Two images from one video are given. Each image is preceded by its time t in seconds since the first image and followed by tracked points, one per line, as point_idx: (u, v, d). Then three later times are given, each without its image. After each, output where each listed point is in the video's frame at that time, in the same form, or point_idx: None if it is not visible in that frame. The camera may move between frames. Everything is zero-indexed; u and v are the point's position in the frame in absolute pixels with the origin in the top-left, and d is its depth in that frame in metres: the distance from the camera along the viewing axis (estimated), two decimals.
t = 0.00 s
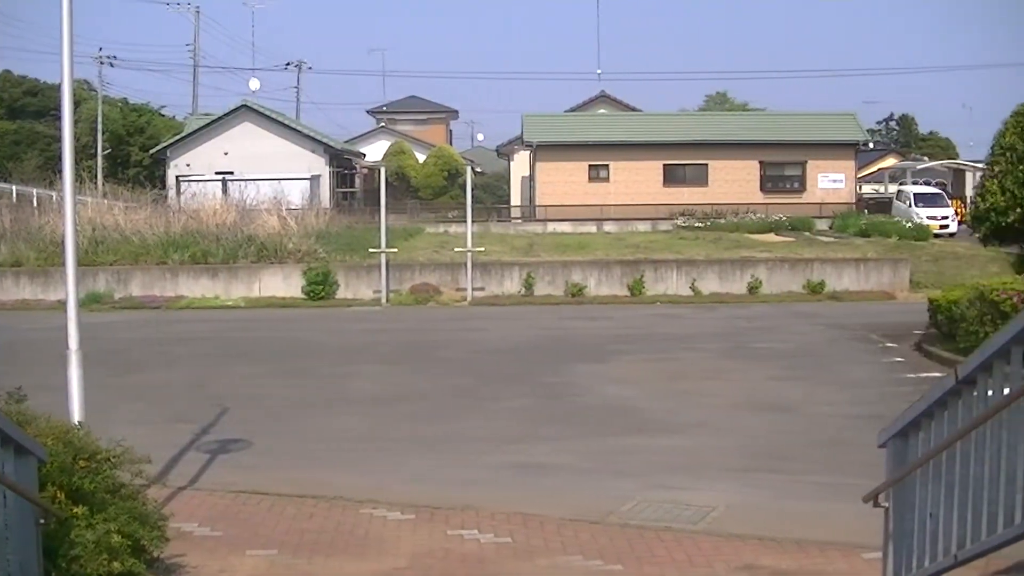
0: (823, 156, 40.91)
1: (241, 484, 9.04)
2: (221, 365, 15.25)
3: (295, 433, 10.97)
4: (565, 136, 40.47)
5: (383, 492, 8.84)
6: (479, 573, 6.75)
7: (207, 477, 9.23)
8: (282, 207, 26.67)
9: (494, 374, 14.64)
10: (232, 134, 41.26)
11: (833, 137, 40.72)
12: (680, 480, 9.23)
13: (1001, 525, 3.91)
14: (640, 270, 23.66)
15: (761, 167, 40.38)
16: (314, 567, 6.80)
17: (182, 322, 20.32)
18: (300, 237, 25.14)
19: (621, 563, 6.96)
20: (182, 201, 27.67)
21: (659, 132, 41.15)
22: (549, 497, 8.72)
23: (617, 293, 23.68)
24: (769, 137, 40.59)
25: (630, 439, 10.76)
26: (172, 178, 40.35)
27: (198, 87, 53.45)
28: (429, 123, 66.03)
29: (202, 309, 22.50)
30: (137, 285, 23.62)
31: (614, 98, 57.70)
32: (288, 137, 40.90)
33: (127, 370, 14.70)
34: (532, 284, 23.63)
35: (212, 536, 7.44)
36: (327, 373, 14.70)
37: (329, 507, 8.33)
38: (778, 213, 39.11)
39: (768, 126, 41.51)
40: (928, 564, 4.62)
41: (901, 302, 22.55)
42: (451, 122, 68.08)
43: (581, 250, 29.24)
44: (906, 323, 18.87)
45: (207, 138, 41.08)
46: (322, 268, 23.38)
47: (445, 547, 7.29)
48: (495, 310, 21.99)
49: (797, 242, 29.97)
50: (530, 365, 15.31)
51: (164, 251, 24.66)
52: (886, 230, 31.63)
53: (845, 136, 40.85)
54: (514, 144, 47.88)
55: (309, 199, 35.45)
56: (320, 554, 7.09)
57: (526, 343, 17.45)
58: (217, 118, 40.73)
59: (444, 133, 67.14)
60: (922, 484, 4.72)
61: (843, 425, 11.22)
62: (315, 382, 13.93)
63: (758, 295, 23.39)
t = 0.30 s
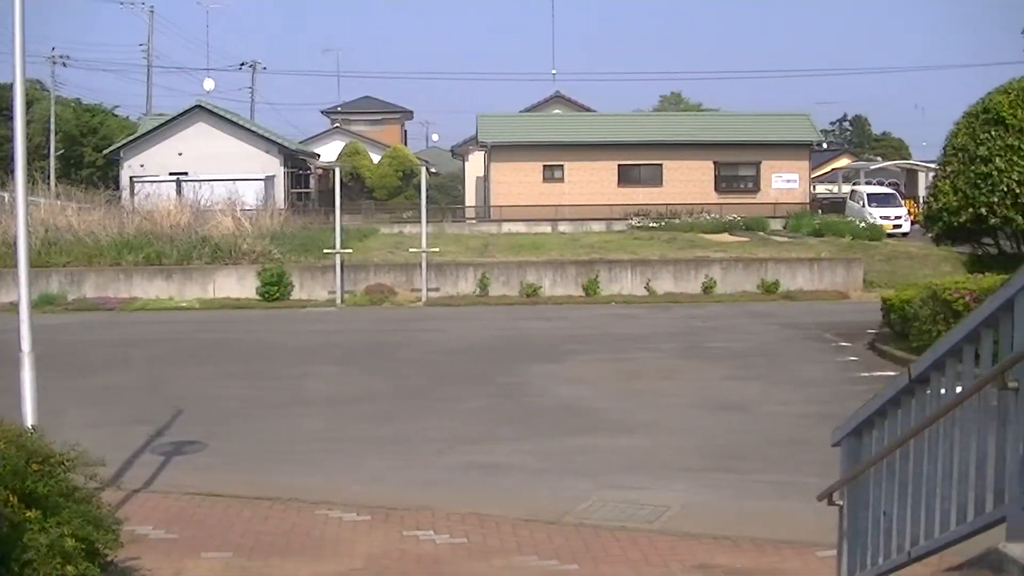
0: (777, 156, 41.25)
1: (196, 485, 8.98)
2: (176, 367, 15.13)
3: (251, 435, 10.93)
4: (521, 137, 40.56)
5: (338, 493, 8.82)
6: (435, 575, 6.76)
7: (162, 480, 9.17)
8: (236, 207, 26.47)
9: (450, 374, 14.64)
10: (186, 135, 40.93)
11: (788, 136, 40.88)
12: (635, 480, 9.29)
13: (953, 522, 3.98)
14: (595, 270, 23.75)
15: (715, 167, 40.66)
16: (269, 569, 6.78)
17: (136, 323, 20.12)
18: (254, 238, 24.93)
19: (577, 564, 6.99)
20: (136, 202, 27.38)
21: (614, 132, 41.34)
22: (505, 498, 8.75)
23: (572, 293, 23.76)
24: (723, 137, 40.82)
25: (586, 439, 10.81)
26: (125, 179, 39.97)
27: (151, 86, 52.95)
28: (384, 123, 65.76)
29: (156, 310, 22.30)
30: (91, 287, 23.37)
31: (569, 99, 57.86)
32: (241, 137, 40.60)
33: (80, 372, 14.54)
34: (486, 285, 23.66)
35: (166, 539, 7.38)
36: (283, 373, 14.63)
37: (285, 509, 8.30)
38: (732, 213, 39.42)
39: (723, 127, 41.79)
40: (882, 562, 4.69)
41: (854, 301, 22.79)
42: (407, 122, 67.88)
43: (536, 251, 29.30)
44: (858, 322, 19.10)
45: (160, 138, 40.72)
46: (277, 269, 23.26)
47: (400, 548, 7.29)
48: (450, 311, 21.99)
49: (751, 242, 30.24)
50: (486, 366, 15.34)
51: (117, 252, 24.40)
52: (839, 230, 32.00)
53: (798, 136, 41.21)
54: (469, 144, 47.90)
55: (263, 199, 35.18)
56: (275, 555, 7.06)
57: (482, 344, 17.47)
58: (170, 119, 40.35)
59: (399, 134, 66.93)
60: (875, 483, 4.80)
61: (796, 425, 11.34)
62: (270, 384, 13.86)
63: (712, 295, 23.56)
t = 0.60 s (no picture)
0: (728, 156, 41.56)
1: (147, 488, 8.90)
2: (126, 368, 14.97)
3: (203, 437, 10.85)
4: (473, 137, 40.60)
5: (291, 495, 8.78)
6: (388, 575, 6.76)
7: (112, 482, 9.08)
8: (186, 208, 26.22)
9: (403, 375, 14.63)
10: (137, 136, 40.47)
11: (741, 136, 41.13)
12: (588, 480, 9.34)
13: (905, 520, 4.06)
14: (547, 270, 23.82)
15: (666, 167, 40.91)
16: (222, 571, 6.74)
17: (85, 325, 19.86)
18: (206, 238, 24.60)
19: (529, 564, 7.02)
20: (85, 202, 27.04)
21: (566, 133, 41.48)
22: (459, 498, 8.76)
23: (523, 293, 23.80)
24: (675, 137, 41.06)
25: (539, 439, 10.85)
26: (75, 180, 39.45)
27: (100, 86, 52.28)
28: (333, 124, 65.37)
29: (106, 312, 22.04)
30: (40, 288, 23.04)
31: (521, 99, 57.94)
32: (192, 138, 40.21)
33: (29, 374, 14.34)
34: (438, 285, 23.66)
35: (117, 542, 7.31)
36: (235, 375, 14.54)
37: (238, 511, 8.25)
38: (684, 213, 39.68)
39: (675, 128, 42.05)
40: (834, 559, 4.76)
41: (804, 300, 23.04)
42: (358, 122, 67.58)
43: (488, 251, 29.31)
44: (807, 322, 19.32)
45: (110, 138, 40.24)
46: (228, 270, 23.08)
47: (353, 549, 7.28)
48: (402, 311, 21.93)
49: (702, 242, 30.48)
50: (438, 366, 15.34)
51: (66, 253, 24.07)
52: (790, 230, 32.33)
53: (748, 135, 41.51)
54: (422, 145, 47.83)
55: (214, 199, 34.86)
56: (228, 558, 7.03)
57: (435, 344, 17.47)
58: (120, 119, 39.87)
59: (349, 134, 66.60)
60: (828, 481, 4.88)
61: (746, 424, 11.46)
62: (221, 385, 13.75)
63: (663, 295, 23.71)
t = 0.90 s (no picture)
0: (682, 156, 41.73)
1: (101, 490, 8.76)
2: (79, 370, 14.75)
3: (157, 438, 10.70)
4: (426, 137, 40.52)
5: (245, 496, 8.68)
6: None
7: (65, 484, 8.93)
8: (139, 209, 25.89)
9: (359, 376, 14.54)
10: (89, 136, 39.93)
11: (694, 136, 41.31)
12: (543, 480, 9.32)
13: (858, 518, 4.07)
14: (500, 270, 23.79)
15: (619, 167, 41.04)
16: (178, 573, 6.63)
17: (35, 327, 19.54)
18: (159, 239, 24.18)
19: (484, 564, 6.99)
20: (36, 203, 26.62)
21: (520, 133, 41.51)
22: (415, 499, 8.71)
23: (477, 293, 23.76)
24: (628, 137, 41.19)
25: (494, 440, 10.83)
26: (25, 180, 38.84)
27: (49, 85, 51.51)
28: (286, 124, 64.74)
29: (57, 313, 21.72)
30: None
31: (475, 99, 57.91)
32: (145, 138, 39.72)
33: None
34: (392, 286, 23.56)
35: (70, 545, 7.18)
36: (189, 376, 14.37)
37: (192, 512, 8.14)
38: (638, 213, 39.82)
39: (628, 128, 42.19)
40: (788, 558, 4.78)
41: (757, 300, 23.19)
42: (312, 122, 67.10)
43: (442, 252, 29.22)
44: (759, 321, 19.47)
45: (62, 138, 39.67)
46: (181, 271, 22.84)
47: (308, 550, 7.21)
48: (356, 312, 21.79)
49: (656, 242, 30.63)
50: (393, 367, 15.27)
51: (17, 254, 23.68)
52: (743, 230, 32.58)
53: (701, 135, 41.68)
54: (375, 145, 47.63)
55: (166, 199, 34.45)
56: (183, 560, 6.92)
57: (390, 345, 17.40)
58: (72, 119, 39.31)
59: (302, 134, 66.08)
60: (780, 480, 4.90)
61: (699, 423, 11.51)
62: (174, 386, 13.58)
63: (617, 295, 23.77)
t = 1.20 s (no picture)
0: (637, 156, 41.88)
1: (54, 494, 8.61)
2: (32, 372, 14.51)
3: (112, 441, 10.55)
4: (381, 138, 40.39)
5: (201, 499, 8.57)
6: None
7: (18, 488, 8.76)
8: (93, 210, 25.57)
9: (315, 377, 14.43)
10: (43, 136, 39.40)
11: (648, 137, 41.44)
12: (500, 480, 9.30)
13: (813, 517, 4.08)
14: (456, 271, 23.74)
15: (574, 167, 41.13)
16: None
17: None
18: (112, 241, 23.88)
19: (441, 565, 6.94)
20: None
21: (476, 134, 41.47)
22: (371, 500, 8.64)
23: (432, 294, 23.69)
24: (584, 138, 41.29)
25: (452, 441, 10.79)
26: None
27: None
28: (241, 125, 64.18)
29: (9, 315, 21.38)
30: None
31: (430, 100, 57.77)
32: (98, 138, 39.18)
33: None
34: (347, 287, 23.44)
35: (23, 549, 7.04)
36: (143, 378, 14.19)
37: (147, 515, 8.03)
38: (593, 213, 39.91)
39: (584, 129, 42.29)
40: (743, 557, 4.79)
41: (711, 300, 23.32)
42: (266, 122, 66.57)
43: (397, 253, 29.11)
44: (714, 322, 19.58)
45: (15, 138, 39.11)
46: (135, 272, 22.58)
47: (264, 552, 7.13)
48: (312, 313, 21.62)
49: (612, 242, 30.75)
50: (350, 368, 15.17)
51: None
52: (698, 231, 32.79)
53: (656, 135, 41.80)
54: (331, 145, 47.36)
55: (120, 200, 34.02)
56: (138, 563, 6.82)
57: (346, 346, 17.30)
58: (25, 119, 38.82)
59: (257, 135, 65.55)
60: (737, 479, 4.91)
61: (654, 423, 11.53)
62: (127, 388, 13.40)
63: (573, 296, 23.81)
